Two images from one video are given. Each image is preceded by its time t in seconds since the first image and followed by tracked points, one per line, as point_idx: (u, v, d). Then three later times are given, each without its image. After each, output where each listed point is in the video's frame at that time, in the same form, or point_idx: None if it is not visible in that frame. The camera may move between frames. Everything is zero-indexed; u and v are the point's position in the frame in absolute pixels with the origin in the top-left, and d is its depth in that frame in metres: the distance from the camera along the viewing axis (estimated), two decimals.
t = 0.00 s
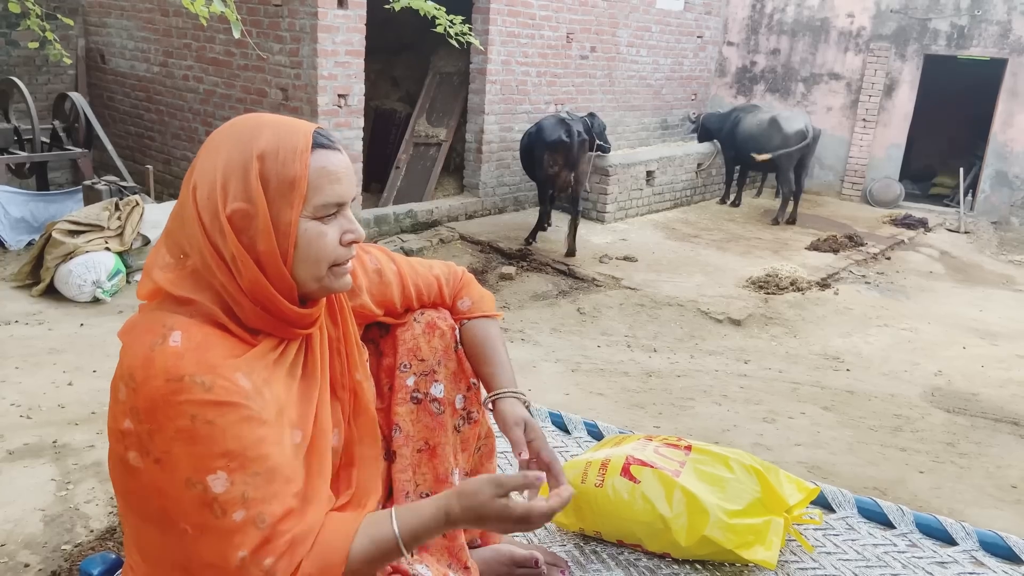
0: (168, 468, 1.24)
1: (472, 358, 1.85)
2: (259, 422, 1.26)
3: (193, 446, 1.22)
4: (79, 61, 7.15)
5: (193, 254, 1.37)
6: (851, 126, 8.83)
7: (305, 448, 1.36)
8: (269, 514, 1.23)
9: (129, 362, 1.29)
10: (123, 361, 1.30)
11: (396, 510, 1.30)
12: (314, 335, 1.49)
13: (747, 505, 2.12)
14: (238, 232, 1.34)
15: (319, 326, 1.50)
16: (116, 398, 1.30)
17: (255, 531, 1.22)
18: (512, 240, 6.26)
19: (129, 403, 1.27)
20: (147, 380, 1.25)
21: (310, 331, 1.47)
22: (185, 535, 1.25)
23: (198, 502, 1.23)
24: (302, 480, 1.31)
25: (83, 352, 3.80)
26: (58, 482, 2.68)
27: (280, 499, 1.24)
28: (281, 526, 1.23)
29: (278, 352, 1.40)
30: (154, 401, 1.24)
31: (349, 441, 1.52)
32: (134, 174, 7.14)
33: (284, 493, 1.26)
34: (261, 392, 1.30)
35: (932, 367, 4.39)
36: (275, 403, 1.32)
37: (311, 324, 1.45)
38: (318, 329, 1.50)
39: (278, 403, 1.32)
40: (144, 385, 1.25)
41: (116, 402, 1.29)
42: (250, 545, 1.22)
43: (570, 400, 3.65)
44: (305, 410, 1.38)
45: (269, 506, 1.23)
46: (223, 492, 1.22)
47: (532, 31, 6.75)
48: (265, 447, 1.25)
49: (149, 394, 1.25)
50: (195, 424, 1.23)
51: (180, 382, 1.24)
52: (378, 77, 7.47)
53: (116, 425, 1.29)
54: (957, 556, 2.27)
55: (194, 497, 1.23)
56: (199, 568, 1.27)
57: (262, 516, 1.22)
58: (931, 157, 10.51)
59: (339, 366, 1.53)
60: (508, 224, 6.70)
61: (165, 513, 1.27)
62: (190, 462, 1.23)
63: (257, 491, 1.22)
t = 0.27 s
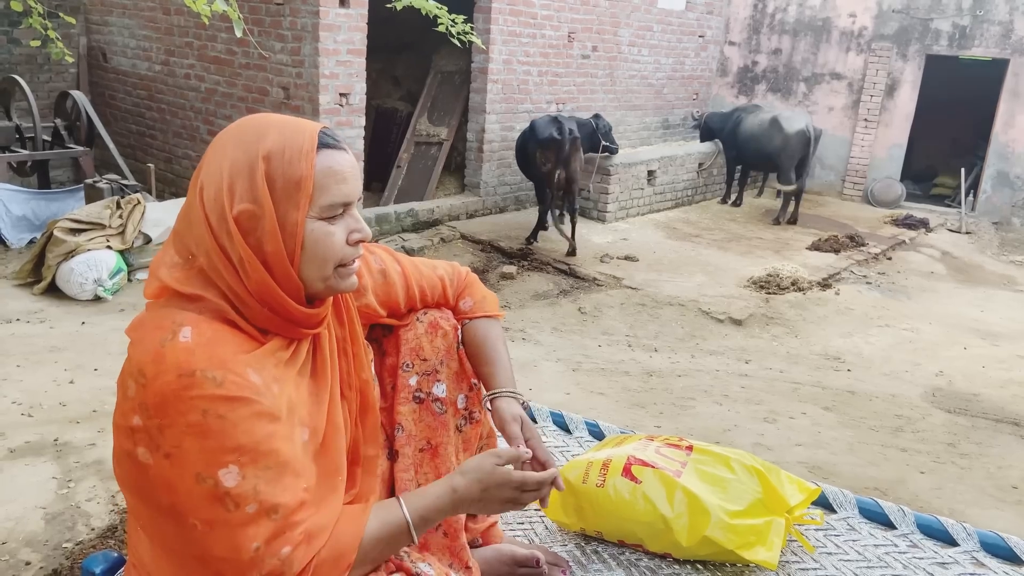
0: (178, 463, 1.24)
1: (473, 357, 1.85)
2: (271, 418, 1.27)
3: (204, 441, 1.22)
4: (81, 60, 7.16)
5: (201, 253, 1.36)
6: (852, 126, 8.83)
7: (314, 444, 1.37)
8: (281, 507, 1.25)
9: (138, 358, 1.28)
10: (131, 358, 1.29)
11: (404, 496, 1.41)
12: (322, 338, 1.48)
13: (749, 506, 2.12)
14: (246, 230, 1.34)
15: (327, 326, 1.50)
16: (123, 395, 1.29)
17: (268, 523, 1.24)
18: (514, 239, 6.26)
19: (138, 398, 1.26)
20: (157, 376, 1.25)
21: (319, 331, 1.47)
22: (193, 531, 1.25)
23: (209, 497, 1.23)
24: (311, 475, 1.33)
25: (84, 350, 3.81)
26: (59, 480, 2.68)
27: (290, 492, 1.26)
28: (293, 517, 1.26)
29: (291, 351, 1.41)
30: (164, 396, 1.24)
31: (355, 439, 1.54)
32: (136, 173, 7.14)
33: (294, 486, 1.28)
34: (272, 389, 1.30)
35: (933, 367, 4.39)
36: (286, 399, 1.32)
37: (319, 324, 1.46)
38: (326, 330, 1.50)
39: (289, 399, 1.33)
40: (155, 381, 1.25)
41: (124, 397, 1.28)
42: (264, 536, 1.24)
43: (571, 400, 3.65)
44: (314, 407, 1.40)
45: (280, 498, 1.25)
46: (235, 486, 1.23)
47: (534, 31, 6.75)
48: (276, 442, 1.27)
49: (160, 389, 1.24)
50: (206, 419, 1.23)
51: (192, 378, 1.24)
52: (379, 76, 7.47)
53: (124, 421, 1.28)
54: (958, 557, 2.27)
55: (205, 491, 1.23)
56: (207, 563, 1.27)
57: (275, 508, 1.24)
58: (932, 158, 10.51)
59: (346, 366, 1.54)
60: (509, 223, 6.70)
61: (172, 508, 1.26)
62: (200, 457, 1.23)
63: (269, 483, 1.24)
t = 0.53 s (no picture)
0: (187, 456, 1.23)
1: (473, 355, 1.83)
2: (281, 412, 1.27)
3: (214, 433, 1.22)
4: (83, 58, 7.16)
5: (208, 250, 1.36)
6: (854, 125, 8.82)
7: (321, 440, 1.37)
8: (287, 502, 1.25)
9: (149, 350, 1.27)
10: (141, 351, 1.29)
11: (404, 491, 1.41)
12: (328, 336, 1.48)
13: (750, 504, 2.12)
14: (253, 228, 1.34)
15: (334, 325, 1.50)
16: (132, 387, 1.28)
17: (273, 518, 1.24)
18: (515, 238, 6.26)
19: (148, 390, 1.25)
20: (170, 367, 1.24)
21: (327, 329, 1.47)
22: (200, 523, 1.25)
23: (217, 489, 1.23)
24: (318, 471, 1.33)
25: (86, 348, 3.81)
26: (60, 478, 2.69)
27: (297, 486, 1.26)
28: (298, 512, 1.26)
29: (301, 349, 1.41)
30: (176, 387, 1.23)
31: (360, 437, 1.53)
32: (137, 171, 7.14)
33: (301, 481, 1.28)
34: (282, 383, 1.30)
35: (935, 367, 4.38)
36: (295, 394, 1.32)
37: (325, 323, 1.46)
38: (333, 328, 1.50)
39: (298, 395, 1.33)
40: (167, 373, 1.24)
41: (133, 390, 1.28)
42: (269, 530, 1.24)
43: (572, 399, 3.65)
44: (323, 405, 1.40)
45: (287, 492, 1.25)
46: (243, 479, 1.22)
47: (536, 29, 6.74)
48: (285, 437, 1.26)
49: (171, 381, 1.24)
50: (217, 412, 1.22)
51: (204, 370, 1.24)
52: (381, 75, 7.46)
53: (134, 414, 1.27)
54: (960, 557, 2.27)
55: (213, 484, 1.23)
56: (211, 556, 1.27)
57: (281, 503, 1.24)
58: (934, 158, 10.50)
59: (353, 364, 1.54)
60: (510, 222, 6.70)
61: (179, 501, 1.26)
62: (209, 449, 1.22)
63: (276, 477, 1.24)
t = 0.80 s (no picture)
0: (206, 452, 1.22)
1: (479, 355, 1.83)
2: (303, 410, 1.27)
3: (236, 429, 1.21)
4: (84, 56, 7.16)
5: (226, 251, 1.35)
6: (855, 124, 8.82)
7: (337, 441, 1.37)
8: (304, 500, 1.24)
9: (171, 345, 1.26)
10: (162, 345, 1.27)
11: (408, 485, 1.43)
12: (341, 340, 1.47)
13: (752, 504, 2.12)
14: (272, 230, 1.34)
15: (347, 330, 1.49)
16: (151, 382, 1.26)
17: (289, 517, 1.23)
18: (516, 237, 6.26)
19: (169, 385, 1.24)
20: (194, 361, 1.23)
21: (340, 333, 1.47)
22: (214, 520, 1.24)
23: (235, 485, 1.22)
24: (333, 471, 1.33)
25: (88, 346, 3.82)
26: (62, 476, 2.69)
27: (315, 485, 1.26)
28: (313, 512, 1.25)
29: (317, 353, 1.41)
30: (200, 381, 1.22)
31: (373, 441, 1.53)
32: (139, 170, 7.15)
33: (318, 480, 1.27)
34: (304, 381, 1.30)
35: (936, 366, 4.38)
36: (315, 393, 1.32)
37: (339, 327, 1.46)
38: (346, 333, 1.50)
39: (318, 394, 1.33)
40: (191, 366, 1.23)
41: (151, 386, 1.26)
42: (284, 528, 1.23)
43: (573, 398, 3.65)
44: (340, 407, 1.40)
45: (304, 489, 1.24)
46: (262, 475, 1.22)
47: (537, 28, 6.74)
48: (305, 435, 1.26)
49: (195, 374, 1.22)
50: (241, 406, 1.22)
51: (230, 363, 1.23)
52: (382, 74, 7.46)
53: (153, 410, 1.25)
54: (961, 557, 2.27)
55: (230, 480, 1.22)
56: (224, 552, 1.26)
57: (297, 501, 1.24)
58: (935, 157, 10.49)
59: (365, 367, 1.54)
60: (511, 221, 6.70)
61: (194, 497, 1.25)
62: (231, 445, 1.21)
63: (295, 475, 1.24)
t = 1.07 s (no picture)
0: (215, 460, 1.20)
1: (495, 366, 1.84)
2: (314, 424, 1.25)
3: (246, 441, 1.19)
4: (84, 55, 7.16)
5: (248, 256, 1.33)
6: (856, 123, 8.82)
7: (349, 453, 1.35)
8: (309, 516, 1.22)
9: (184, 349, 1.24)
10: (174, 349, 1.25)
11: (417, 505, 1.39)
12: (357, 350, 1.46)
13: (752, 502, 2.12)
14: (297, 240, 1.32)
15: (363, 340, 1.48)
16: (162, 386, 1.24)
17: (293, 532, 1.21)
18: (516, 235, 6.26)
19: (181, 391, 1.22)
20: (207, 369, 1.21)
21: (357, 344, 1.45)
22: (218, 528, 1.23)
23: (242, 496, 1.20)
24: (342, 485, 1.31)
25: (88, 345, 3.82)
26: (62, 475, 2.69)
27: (322, 500, 1.24)
28: (318, 528, 1.23)
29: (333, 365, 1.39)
30: (212, 390, 1.20)
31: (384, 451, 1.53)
32: (139, 168, 7.15)
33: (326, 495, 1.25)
34: (317, 394, 1.28)
35: (936, 365, 4.38)
36: (328, 407, 1.30)
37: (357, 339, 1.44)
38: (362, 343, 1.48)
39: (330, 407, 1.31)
40: (203, 374, 1.21)
41: (163, 390, 1.24)
42: (288, 543, 1.21)
43: (573, 396, 3.66)
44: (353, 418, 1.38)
45: (311, 505, 1.22)
46: (269, 488, 1.20)
47: (537, 26, 6.74)
48: (316, 450, 1.24)
49: (208, 383, 1.20)
50: (252, 419, 1.19)
51: (243, 374, 1.20)
52: (382, 72, 7.45)
53: (163, 413, 1.23)
54: (961, 555, 2.28)
55: (238, 491, 1.20)
56: (226, 560, 1.25)
57: (303, 516, 1.21)
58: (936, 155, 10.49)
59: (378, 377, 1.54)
60: (511, 220, 6.70)
61: (199, 503, 1.23)
62: (240, 456, 1.20)
63: (302, 490, 1.21)
